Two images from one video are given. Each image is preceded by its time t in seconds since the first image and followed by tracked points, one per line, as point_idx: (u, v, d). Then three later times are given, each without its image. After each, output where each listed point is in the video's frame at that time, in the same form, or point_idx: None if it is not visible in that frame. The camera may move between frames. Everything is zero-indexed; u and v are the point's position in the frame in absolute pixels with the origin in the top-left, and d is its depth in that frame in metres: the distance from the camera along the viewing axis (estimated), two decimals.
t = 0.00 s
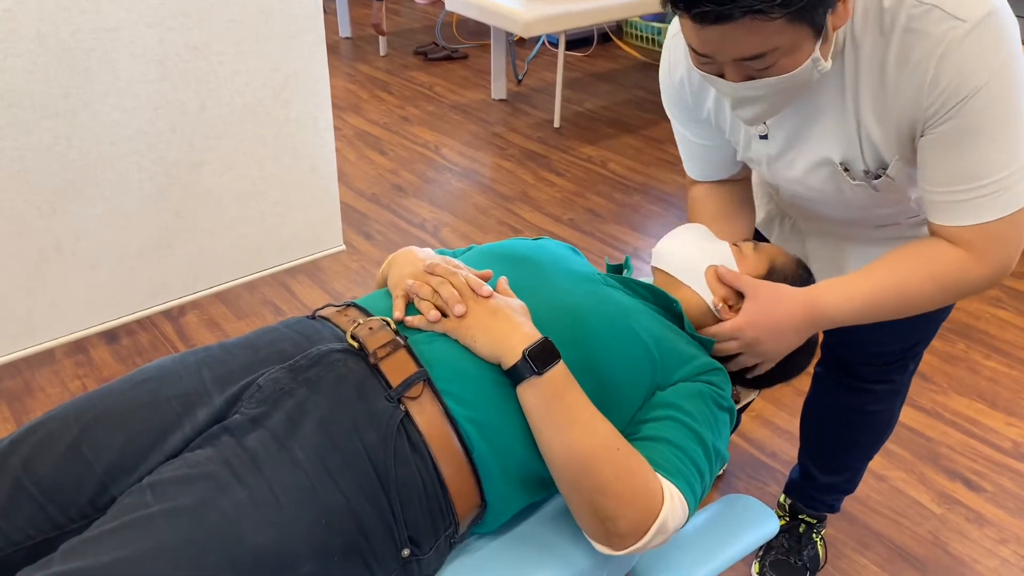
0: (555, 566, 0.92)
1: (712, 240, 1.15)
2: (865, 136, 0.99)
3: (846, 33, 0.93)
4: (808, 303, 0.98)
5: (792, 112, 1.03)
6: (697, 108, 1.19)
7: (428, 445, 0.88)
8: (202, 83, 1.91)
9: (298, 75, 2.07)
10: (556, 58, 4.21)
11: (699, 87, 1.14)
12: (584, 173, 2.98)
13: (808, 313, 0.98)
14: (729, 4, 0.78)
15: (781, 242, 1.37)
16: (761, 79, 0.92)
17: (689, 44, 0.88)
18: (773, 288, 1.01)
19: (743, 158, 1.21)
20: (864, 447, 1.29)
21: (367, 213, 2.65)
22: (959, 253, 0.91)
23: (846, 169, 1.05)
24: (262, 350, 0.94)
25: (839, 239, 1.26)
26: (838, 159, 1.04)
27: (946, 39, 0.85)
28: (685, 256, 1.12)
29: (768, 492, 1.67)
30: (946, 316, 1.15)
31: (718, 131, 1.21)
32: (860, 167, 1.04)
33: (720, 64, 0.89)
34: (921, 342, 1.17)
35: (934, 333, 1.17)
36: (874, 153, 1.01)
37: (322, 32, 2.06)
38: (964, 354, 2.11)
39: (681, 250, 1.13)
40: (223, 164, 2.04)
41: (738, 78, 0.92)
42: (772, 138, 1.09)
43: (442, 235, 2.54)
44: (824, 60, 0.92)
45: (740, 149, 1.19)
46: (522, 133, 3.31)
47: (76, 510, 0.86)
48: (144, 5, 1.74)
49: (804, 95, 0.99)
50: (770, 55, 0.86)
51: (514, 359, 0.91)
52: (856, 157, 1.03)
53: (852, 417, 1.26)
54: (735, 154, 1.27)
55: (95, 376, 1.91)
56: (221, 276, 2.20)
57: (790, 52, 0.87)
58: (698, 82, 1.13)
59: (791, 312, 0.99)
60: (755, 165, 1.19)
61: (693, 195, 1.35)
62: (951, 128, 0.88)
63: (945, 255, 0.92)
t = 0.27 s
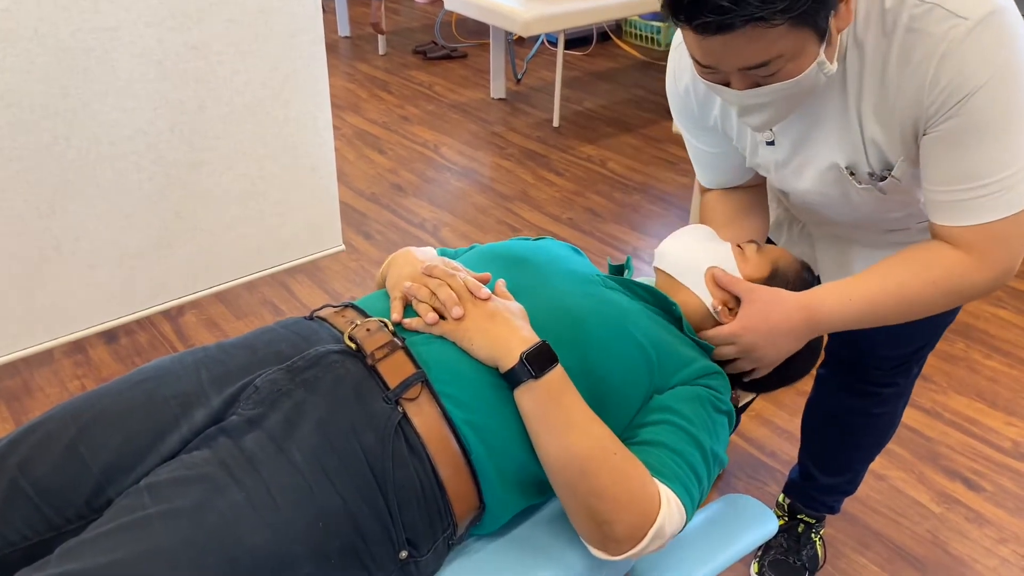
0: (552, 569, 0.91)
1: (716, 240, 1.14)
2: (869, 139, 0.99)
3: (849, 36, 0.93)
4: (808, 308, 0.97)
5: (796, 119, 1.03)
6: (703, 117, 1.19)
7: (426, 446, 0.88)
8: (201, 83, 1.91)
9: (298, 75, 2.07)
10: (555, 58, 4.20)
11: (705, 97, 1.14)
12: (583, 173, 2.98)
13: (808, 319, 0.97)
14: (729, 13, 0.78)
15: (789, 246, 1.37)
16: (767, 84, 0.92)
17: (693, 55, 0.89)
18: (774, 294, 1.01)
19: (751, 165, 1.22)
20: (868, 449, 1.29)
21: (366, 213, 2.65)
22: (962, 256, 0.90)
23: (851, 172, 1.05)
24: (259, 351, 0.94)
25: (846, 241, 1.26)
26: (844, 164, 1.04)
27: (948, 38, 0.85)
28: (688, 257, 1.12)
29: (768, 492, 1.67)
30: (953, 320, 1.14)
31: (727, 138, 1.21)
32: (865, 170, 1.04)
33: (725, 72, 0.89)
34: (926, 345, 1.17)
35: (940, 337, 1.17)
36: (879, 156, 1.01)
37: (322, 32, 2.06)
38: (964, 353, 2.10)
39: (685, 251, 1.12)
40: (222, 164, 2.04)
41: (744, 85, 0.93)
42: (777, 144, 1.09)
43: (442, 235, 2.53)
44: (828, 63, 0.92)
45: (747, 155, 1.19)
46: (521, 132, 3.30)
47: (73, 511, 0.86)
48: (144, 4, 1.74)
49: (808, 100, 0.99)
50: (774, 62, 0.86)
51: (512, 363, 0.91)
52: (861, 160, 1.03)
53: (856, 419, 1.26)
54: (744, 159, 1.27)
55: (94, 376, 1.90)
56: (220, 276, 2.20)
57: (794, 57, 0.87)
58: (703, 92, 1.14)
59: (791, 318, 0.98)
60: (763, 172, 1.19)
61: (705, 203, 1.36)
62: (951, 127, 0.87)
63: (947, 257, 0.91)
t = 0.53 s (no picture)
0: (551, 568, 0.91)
1: (723, 245, 1.14)
2: (872, 141, 1.00)
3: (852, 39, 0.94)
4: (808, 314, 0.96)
5: (800, 123, 1.04)
6: (709, 122, 1.21)
7: (426, 446, 0.88)
8: (200, 82, 1.91)
9: (297, 74, 2.07)
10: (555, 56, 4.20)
11: (709, 104, 1.16)
12: (583, 171, 2.98)
13: (809, 325, 0.96)
14: (729, 19, 0.78)
15: (798, 248, 1.38)
16: (770, 89, 0.92)
17: (695, 62, 0.89)
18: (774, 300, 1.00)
19: (758, 170, 1.23)
20: (869, 450, 1.29)
21: (365, 212, 2.65)
22: (962, 258, 0.89)
23: (856, 174, 1.05)
24: (259, 350, 0.94)
25: (850, 242, 1.26)
26: (849, 166, 1.05)
27: (948, 36, 0.86)
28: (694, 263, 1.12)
29: (767, 491, 1.67)
30: (956, 322, 1.14)
31: (733, 144, 1.22)
32: (869, 171, 1.04)
33: (728, 78, 0.89)
34: (930, 347, 1.16)
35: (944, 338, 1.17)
36: (883, 156, 1.01)
37: (321, 30, 2.06)
38: (963, 352, 2.10)
39: (690, 255, 1.13)
40: (221, 163, 2.04)
41: (747, 90, 0.93)
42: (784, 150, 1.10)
43: (441, 234, 2.53)
44: (831, 65, 0.92)
45: (753, 160, 1.20)
46: (520, 131, 3.30)
47: (72, 510, 0.86)
48: (142, 3, 1.73)
49: (810, 104, 1.00)
50: (775, 67, 0.86)
51: (511, 363, 0.91)
52: (865, 162, 1.03)
53: (857, 419, 1.26)
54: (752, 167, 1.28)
55: (93, 376, 1.90)
56: (219, 275, 2.20)
57: (796, 60, 0.87)
58: (708, 100, 1.15)
59: (791, 324, 0.97)
60: (770, 176, 1.19)
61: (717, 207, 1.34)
62: (950, 125, 0.87)
63: (944, 261, 0.90)
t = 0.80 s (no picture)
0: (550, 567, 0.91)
1: (724, 244, 1.15)
2: (873, 141, 1.00)
3: (852, 41, 0.95)
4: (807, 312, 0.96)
5: (800, 125, 1.05)
6: (714, 127, 1.21)
7: (425, 445, 0.88)
8: (200, 82, 1.91)
9: (297, 74, 2.07)
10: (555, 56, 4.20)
11: (713, 108, 1.16)
12: (583, 171, 2.98)
13: (807, 322, 0.96)
14: (730, 22, 0.78)
15: (800, 248, 1.37)
16: (773, 91, 0.92)
17: (697, 67, 0.89)
18: (774, 298, 1.00)
19: (761, 172, 1.23)
20: (869, 450, 1.29)
21: (365, 211, 2.65)
22: (962, 258, 0.89)
23: (858, 174, 1.05)
24: (258, 348, 0.94)
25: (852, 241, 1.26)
26: (850, 168, 1.05)
27: (948, 37, 0.86)
28: (695, 262, 1.12)
29: (767, 490, 1.67)
30: (958, 323, 1.14)
31: (738, 148, 1.23)
32: (872, 173, 1.04)
33: (730, 81, 0.89)
34: (932, 347, 1.16)
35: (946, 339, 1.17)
36: (886, 158, 1.01)
37: (321, 30, 2.06)
38: (963, 351, 2.10)
39: (692, 254, 1.13)
40: (220, 163, 2.04)
41: (750, 93, 0.93)
42: (789, 151, 1.10)
43: (441, 233, 2.53)
44: (832, 67, 0.92)
45: (757, 161, 1.20)
46: (520, 131, 3.30)
47: (72, 509, 0.86)
48: (142, 3, 1.73)
49: (812, 106, 1.01)
50: (777, 69, 0.86)
51: (510, 361, 0.91)
52: (866, 163, 1.03)
53: (858, 419, 1.26)
54: (758, 173, 1.28)
55: (92, 375, 1.90)
56: (219, 274, 2.20)
57: (797, 62, 0.87)
58: (712, 104, 1.16)
59: (789, 320, 0.97)
60: (775, 179, 1.19)
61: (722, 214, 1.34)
62: (949, 124, 0.87)
63: (944, 261, 0.90)
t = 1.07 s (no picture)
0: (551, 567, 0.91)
1: (726, 245, 1.14)
2: (873, 141, 1.00)
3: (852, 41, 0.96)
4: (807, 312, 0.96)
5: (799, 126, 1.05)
6: (717, 130, 1.21)
7: (425, 445, 0.88)
8: (199, 81, 1.90)
9: (297, 73, 2.07)
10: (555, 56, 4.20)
11: (715, 111, 1.16)
12: (582, 171, 2.98)
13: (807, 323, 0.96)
14: (725, 21, 0.79)
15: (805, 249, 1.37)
16: (770, 91, 0.92)
17: (695, 67, 0.89)
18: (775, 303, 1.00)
19: (763, 173, 1.23)
20: (869, 450, 1.29)
21: (365, 211, 2.65)
22: (961, 259, 0.89)
23: (858, 175, 1.06)
24: (258, 348, 0.94)
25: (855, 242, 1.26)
26: (850, 168, 1.05)
27: (946, 36, 0.86)
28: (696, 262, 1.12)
29: (767, 490, 1.67)
30: (960, 324, 1.14)
31: (742, 151, 1.22)
32: (872, 173, 1.04)
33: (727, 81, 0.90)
34: (934, 349, 1.16)
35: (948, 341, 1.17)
36: (885, 158, 1.02)
37: (321, 30, 2.06)
38: (963, 351, 2.10)
39: (693, 255, 1.13)
40: (220, 163, 2.04)
41: (747, 93, 0.93)
42: (790, 153, 1.10)
43: (441, 233, 2.54)
44: (829, 66, 0.92)
45: (759, 163, 1.20)
46: (520, 131, 3.30)
47: (72, 509, 0.86)
48: (142, 2, 1.73)
49: (812, 108, 1.01)
50: (774, 68, 0.86)
51: (510, 360, 0.91)
52: (866, 163, 1.03)
53: (859, 419, 1.26)
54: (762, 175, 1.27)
55: (93, 375, 1.90)
56: (219, 274, 2.20)
57: (793, 62, 0.87)
58: (712, 105, 1.16)
59: (790, 322, 0.98)
60: (777, 180, 1.19)
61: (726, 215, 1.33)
62: (946, 124, 0.88)
63: (944, 262, 0.90)
